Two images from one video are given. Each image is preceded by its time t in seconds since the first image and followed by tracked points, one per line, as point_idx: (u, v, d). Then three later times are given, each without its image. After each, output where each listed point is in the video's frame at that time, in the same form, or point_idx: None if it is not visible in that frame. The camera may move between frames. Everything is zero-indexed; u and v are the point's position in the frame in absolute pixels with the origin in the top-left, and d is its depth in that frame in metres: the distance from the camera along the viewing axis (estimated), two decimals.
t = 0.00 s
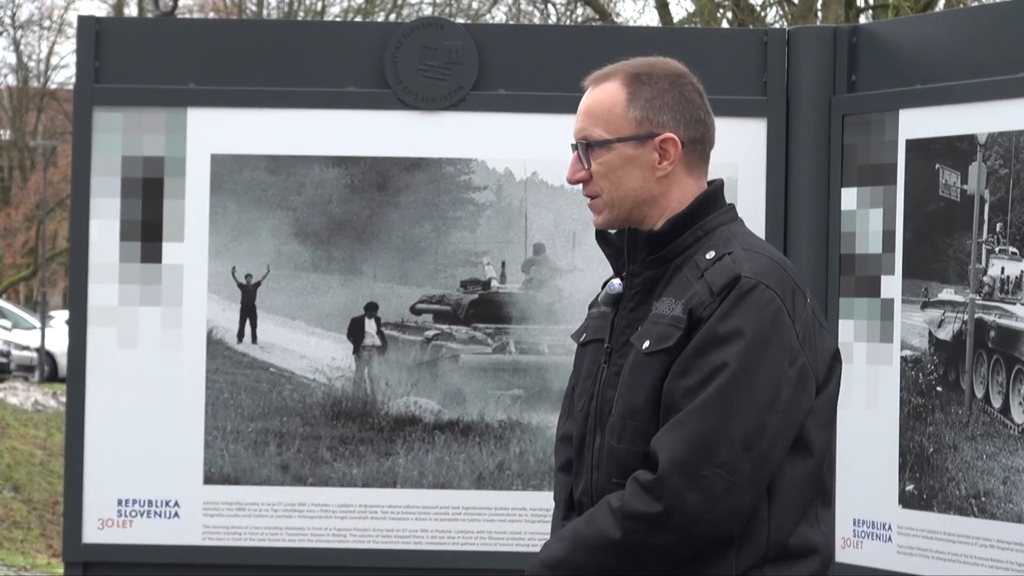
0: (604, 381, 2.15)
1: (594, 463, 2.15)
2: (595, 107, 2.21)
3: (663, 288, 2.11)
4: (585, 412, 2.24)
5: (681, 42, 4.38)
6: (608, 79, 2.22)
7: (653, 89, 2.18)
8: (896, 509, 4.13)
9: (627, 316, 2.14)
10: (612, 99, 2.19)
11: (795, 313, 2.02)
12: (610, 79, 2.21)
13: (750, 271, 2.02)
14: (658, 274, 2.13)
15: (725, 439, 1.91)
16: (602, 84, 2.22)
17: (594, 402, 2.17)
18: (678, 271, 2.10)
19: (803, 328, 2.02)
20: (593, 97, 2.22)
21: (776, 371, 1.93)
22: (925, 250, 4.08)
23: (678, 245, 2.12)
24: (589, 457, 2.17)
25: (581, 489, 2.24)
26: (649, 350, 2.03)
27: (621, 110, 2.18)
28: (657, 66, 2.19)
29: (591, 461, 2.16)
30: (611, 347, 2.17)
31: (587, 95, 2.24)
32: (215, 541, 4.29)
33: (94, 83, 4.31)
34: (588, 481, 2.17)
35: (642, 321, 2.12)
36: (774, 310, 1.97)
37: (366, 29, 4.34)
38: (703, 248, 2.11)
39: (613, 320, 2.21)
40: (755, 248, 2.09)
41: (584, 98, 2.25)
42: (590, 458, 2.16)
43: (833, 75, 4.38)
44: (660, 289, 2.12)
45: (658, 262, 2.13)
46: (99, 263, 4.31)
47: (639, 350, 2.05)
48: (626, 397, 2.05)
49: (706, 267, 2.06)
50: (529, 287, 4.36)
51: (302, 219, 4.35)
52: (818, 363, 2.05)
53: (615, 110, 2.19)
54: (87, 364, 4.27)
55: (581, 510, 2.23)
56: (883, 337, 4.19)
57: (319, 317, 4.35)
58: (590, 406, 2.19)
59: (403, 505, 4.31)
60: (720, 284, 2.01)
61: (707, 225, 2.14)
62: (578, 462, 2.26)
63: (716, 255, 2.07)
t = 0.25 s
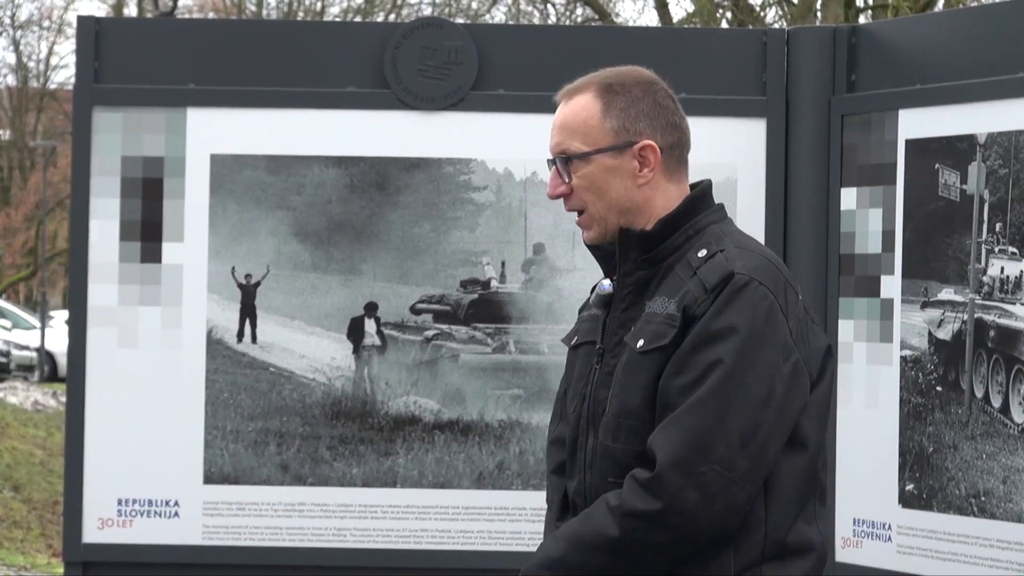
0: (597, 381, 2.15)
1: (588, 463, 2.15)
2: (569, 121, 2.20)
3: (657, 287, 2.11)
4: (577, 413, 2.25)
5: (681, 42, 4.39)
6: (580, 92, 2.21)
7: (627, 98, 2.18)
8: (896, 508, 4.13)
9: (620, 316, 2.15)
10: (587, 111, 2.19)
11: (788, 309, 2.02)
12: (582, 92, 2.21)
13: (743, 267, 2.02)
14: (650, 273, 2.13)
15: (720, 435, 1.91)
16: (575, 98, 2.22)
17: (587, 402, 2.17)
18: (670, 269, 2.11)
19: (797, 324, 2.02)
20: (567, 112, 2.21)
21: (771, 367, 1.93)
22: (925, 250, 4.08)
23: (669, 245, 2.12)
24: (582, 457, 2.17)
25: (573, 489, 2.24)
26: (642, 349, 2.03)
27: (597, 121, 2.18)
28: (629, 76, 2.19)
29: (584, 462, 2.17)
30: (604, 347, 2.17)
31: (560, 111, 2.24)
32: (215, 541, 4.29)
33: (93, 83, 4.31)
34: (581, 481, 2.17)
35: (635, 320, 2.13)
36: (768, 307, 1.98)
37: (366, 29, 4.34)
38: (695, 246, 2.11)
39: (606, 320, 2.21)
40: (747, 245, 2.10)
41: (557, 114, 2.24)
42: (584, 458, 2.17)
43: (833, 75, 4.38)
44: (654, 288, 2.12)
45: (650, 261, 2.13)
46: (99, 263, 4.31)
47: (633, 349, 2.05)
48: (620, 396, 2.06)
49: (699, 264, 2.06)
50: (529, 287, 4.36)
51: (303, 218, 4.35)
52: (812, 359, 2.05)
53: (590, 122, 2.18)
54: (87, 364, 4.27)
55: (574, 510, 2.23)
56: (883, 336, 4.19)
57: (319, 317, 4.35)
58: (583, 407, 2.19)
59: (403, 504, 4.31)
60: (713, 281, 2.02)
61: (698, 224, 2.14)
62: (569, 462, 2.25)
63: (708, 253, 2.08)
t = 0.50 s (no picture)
0: (592, 379, 2.15)
1: (581, 462, 2.14)
2: (573, 112, 2.20)
3: (653, 285, 2.11)
4: (571, 412, 2.24)
5: (681, 41, 4.39)
6: (585, 85, 2.22)
7: (630, 93, 2.18)
8: (895, 508, 4.13)
9: (615, 315, 2.14)
10: (590, 104, 2.19)
11: (784, 308, 2.02)
12: (588, 84, 2.21)
13: (740, 266, 2.02)
14: (646, 272, 2.13)
15: (717, 432, 1.91)
16: (580, 90, 2.22)
17: (581, 400, 2.16)
18: (667, 267, 2.10)
19: (793, 323, 2.02)
20: (571, 103, 2.22)
21: (767, 364, 1.93)
22: (925, 250, 4.08)
23: (666, 243, 2.11)
24: (575, 455, 2.17)
25: (565, 488, 2.23)
26: (638, 346, 2.03)
27: (599, 115, 2.18)
28: (634, 71, 2.19)
29: (578, 461, 2.16)
30: (599, 345, 2.17)
31: (565, 102, 2.24)
32: (214, 541, 4.29)
33: (93, 83, 4.31)
34: (575, 480, 2.16)
35: (631, 318, 2.12)
36: (764, 304, 1.98)
37: (366, 29, 4.34)
38: (692, 244, 2.11)
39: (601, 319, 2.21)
40: (743, 245, 2.10)
41: (562, 105, 2.25)
42: (577, 457, 2.16)
43: (832, 75, 4.38)
44: (650, 286, 2.11)
45: (647, 259, 2.12)
46: (99, 263, 4.31)
47: (629, 346, 2.05)
48: (616, 394, 2.05)
49: (696, 262, 2.06)
50: (529, 287, 4.36)
51: (302, 218, 4.35)
52: (807, 358, 2.05)
53: (593, 114, 2.18)
54: (86, 363, 4.27)
55: (567, 509, 2.22)
56: (883, 337, 4.19)
57: (319, 317, 4.35)
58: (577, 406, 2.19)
59: (403, 505, 4.31)
60: (709, 278, 2.02)
61: (696, 223, 2.13)
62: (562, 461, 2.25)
63: (705, 251, 2.07)
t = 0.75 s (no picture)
0: (587, 378, 2.14)
1: (577, 461, 2.14)
2: (566, 113, 2.20)
3: (650, 284, 2.11)
4: (565, 412, 2.24)
5: (682, 41, 4.38)
6: (578, 87, 2.22)
7: (624, 93, 2.18)
8: (896, 508, 4.13)
9: (612, 314, 2.14)
10: (583, 105, 2.19)
11: (780, 306, 2.02)
12: (581, 85, 2.21)
13: (737, 264, 2.02)
14: (643, 271, 2.12)
15: (715, 430, 1.91)
16: (573, 91, 2.22)
17: (577, 399, 2.16)
18: (664, 266, 2.10)
19: (789, 322, 2.03)
20: (564, 105, 2.22)
21: (765, 363, 1.94)
22: (925, 249, 4.08)
23: (662, 242, 2.11)
24: (571, 455, 2.16)
25: (559, 487, 2.22)
26: (636, 344, 2.03)
27: (593, 115, 2.18)
28: (628, 72, 2.20)
29: (573, 460, 2.16)
30: (595, 344, 2.16)
31: (557, 104, 2.25)
32: (215, 540, 4.29)
33: (94, 83, 4.31)
34: (570, 479, 2.16)
35: (627, 317, 2.12)
36: (762, 303, 1.98)
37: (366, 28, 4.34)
38: (689, 243, 2.11)
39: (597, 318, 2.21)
40: (740, 243, 2.10)
41: (554, 107, 2.25)
42: (573, 456, 2.16)
43: (833, 74, 4.38)
44: (646, 285, 2.11)
45: (643, 258, 2.12)
46: (99, 263, 4.31)
47: (626, 344, 2.04)
48: (612, 392, 2.05)
49: (693, 261, 2.06)
50: (529, 287, 4.36)
51: (303, 218, 4.35)
52: (803, 357, 2.06)
53: (587, 114, 2.18)
54: (87, 363, 4.28)
55: (561, 508, 2.22)
56: (883, 336, 4.19)
57: (319, 317, 4.35)
58: (572, 405, 2.18)
59: (404, 504, 4.31)
60: (707, 276, 2.02)
61: (692, 222, 2.13)
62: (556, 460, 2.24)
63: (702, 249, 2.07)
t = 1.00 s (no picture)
0: (583, 379, 2.14)
1: (574, 461, 2.14)
2: (568, 106, 2.21)
3: (644, 284, 2.11)
4: (561, 413, 2.24)
5: (681, 41, 4.39)
6: (582, 81, 2.23)
7: (626, 91, 2.18)
8: (895, 508, 4.13)
9: (606, 314, 2.14)
10: (585, 99, 2.20)
11: (774, 305, 2.03)
12: (585, 79, 2.22)
13: (731, 263, 2.03)
14: (637, 271, 2.12)
15: (711, 428, 1.91)
16: (576, 85, 2.23)
17: (573, 400, 2.16)
18: (658, 266, 2.10)
19: (783, 320, 2.03)
20: (567, 97, 2.22)
21: (761, 361, 1.94)
22: (925, 249, 4.08)
23: (656, 242, 2.11)
24: (568, 455, 2.17)
25: (557, 487, 2.22)
26: (631, 344, 2.03)
27: (594, 110, 2.18)
28: (632, 69, 2.20)
29: (570, 461, 2.16)
30: (589, 344, 2.16)
31: (561, 96, 2.25)
32: (215, 540, 4.29)
33: (94, 83, 4.31)
34: (567, 479, 2.16)
35: (621, 317, 2.12)
36: (757, 301, 1.98)
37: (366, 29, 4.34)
38: (682, 243, 2.11)
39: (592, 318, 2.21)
40: (733, 243, 2.10)
41: (557, 99, 2.26)
42: (569, 457, 2.16)
43: (833, 74, 4.38)
44: (641, 285, 2.11)
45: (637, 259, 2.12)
46: (99, 263, 4.31)
47: (621, 344, 2.04)
48: (608, 392, 2.05)
49: (688, 260, 2.06)
50: (529, 287, 4.36)
51: (303, 218, 4.35)
52: (798, 355, 2.06)
53: (588, 108, 2.19)
54: (87, 363, 4.28)
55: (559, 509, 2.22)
56: (883, 336, 4.19)
57: (319, 317, 4.35)
58: (568, 406, 2.18)
59: (403, 504, 4.31)
60: (702, 276, 2.02)
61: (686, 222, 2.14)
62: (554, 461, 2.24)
63: (696, 249, 2.08)
